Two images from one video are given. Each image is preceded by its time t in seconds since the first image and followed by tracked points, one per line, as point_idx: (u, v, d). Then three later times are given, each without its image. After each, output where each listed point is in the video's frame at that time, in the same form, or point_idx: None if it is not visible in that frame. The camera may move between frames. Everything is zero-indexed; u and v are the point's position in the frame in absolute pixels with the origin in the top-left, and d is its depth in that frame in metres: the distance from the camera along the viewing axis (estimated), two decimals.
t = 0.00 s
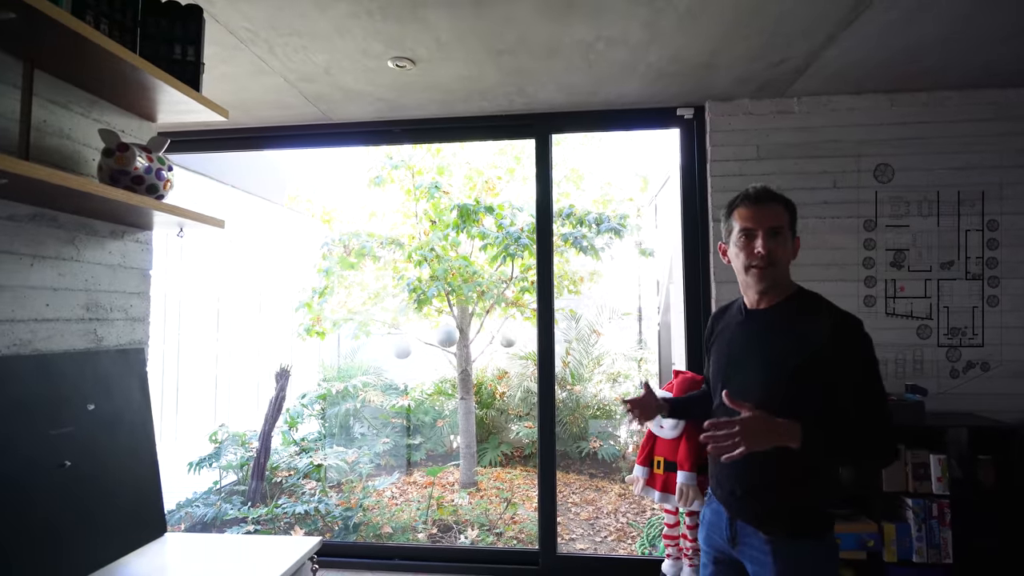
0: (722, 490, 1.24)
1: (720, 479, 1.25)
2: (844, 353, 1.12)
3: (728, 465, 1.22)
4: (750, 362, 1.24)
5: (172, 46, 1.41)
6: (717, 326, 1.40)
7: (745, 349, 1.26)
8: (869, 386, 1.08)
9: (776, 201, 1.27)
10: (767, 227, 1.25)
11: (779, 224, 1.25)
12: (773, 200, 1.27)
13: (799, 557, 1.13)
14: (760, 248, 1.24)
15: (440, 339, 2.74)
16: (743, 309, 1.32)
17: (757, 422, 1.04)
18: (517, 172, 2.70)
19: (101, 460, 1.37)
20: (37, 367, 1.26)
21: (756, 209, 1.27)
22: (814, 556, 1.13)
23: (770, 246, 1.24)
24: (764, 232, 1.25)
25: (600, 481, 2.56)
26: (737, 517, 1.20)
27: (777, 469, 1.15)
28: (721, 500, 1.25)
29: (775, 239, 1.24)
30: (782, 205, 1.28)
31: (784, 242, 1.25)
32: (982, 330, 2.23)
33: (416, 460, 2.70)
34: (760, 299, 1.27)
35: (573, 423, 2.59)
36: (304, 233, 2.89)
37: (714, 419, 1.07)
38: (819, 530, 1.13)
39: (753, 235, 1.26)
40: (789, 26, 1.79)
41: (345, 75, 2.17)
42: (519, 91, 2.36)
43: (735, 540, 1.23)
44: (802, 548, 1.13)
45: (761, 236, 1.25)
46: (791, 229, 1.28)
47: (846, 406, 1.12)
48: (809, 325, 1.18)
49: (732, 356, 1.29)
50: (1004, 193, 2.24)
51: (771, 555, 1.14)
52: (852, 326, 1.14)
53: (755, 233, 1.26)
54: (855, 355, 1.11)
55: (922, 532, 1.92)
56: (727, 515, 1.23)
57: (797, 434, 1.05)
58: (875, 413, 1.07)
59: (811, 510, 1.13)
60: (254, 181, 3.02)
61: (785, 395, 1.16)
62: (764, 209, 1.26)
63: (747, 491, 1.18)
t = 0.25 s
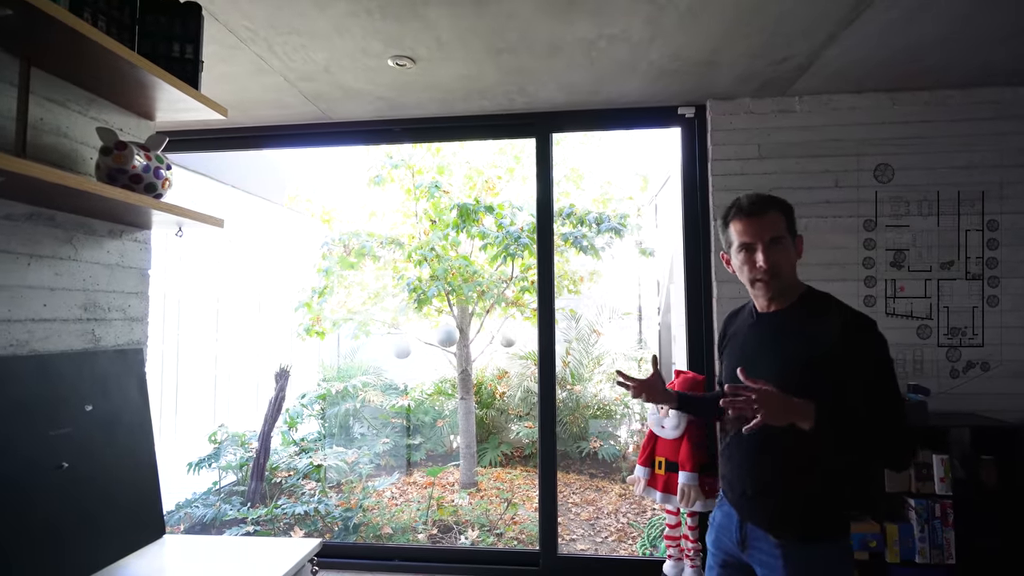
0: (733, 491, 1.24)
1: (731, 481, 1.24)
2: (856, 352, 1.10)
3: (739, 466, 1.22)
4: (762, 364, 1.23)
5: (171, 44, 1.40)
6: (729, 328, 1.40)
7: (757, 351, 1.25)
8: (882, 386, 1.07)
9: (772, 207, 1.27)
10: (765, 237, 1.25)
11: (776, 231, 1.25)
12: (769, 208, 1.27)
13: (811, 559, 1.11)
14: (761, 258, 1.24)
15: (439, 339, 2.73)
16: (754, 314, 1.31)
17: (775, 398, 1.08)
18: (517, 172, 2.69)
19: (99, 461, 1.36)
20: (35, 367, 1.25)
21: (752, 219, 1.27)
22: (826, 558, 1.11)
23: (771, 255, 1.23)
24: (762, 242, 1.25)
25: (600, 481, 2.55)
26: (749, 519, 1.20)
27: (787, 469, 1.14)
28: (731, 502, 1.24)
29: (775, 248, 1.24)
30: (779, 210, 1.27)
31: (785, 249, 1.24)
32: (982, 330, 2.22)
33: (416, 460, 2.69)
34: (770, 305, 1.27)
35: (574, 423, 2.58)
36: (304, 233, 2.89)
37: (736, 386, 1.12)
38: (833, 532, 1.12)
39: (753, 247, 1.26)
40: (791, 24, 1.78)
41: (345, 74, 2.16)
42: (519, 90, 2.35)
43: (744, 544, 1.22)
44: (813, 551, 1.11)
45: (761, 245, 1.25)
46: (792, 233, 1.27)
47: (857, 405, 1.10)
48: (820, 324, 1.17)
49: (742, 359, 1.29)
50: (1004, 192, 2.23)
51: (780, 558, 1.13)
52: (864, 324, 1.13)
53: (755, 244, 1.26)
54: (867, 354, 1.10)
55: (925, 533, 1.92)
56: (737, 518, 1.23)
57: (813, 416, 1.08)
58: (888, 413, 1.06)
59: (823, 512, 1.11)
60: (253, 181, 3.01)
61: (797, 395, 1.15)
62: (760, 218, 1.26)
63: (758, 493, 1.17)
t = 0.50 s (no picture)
0: (737, 492, 1.24)
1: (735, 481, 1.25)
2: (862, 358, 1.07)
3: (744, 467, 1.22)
4: (770, 365, 1.22)
5: (169, 42, 1.39)
6: (739, 328, 1.39)
7: (766, 352, 1.24)
8: (889, 393, 1.03)
9: (784, 204, 1.25)
10: (776, 234, 1.23)
11: (788, 228, 1.23)
12: (780, 205, 1.25)
13: (815, 564, 1.12)
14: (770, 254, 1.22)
15: (439, 339, 2.72)
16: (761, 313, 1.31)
17: (761, 432, 1.04)
18: (516, 172, 2.68)
19: (96, 463, 1.35)
20: (32, 367, 1.24)
21: (764, 215, 1.25)
22: (830, 564, 1.11)
23: (779, 253, 1.22)
24: (773, 238, 1.23)
25: (600, 481, 2.54)
26: (752, 521, 1.21)
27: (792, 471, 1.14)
28: (735, 503, 1.26)
29: (783, 245, 1.22)
30: (792, 207, 1.25)
31: (795, 248, 1.22)
32: (982, 330, 2.22)
33: (415, 461, 2.69)
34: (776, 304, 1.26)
35: (573, 424, 2.58)
36: (303, 233, 2.88)
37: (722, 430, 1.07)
38: (836, 540, 1.11)
39: (760, 242, 1.24)
40: (792, 23, 1.77)
41: (344, 72, 2.15)
42: (519, 90, 2.34)
43: (747, 546, 1.23)
44: (816, 557, 1.12)
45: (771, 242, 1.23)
46: (804, 231, 1.25)
47: (857, 409, 1.08)
48: (828, 325, 1.15)
49: (750, 359, 1.28)
50: (1005, 192, 2.22)
51: (782, 561, 1.14)
52: (874, 327, 1.10)
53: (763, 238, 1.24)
54: (873, 359, 1.06)
55: (925, 534, 1.91)
56: (740, 520, 1.24)
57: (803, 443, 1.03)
58: (894, 421, 1.01)
59: (826, 519, 1.11)
60: (252, 180, 3.00)
61: (803, 397, 1.14)
62: (772, 214, 1.24)
63: (762, 496, 1.18)
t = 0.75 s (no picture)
0: (739, 493, 1.24)
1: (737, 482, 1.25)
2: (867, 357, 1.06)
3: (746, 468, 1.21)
4: (775, 364, 1.22)
5: (166, 40, 1.38)
6: (745, 327, 1.38)
7: (772, 351, 1.24)
8: (893, 393, 1.02)
9: (793, 201, 1.24)
10: (785, 231, 1.23)
11: (797, 226, 1.23)
12: (789, 202, 1.25)
13: (816, 564, 1.11)
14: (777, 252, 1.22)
15: (437, 339, 2.71)
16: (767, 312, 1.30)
17: (766, 433, 1.04)
18: (516, 172, 2.67)
19: (93, 463, 1.34)
20: (29, 367, 1.24)
21: (773, 212, 1.25)
22: (832, 565, 1.11)
23: (786, 250, 1.22)
24: (780, 235, 1.23)
25: (599, 481, 2.54)
26: (753, 522, 1.20)
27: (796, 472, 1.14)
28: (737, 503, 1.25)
29: (790, 243, 1.22)
30: (802, 205, 1.25)
31: (803, 247, 1.22)
32: (982, 330, 2.22)
33: (414, 461, 2.68)
34: (782, 302, 1.26)
35: (572, 424, 2.57)
36: (301, 233, 2.86)
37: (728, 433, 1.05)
38: (838, 541, 1.10)
39: (768, 239, 1.24)
40: (793, 23, 1.77)
41: (343, 71, 2.14)
42: (519, 89, 2.33)
43: (748, 547, 1.23)
44: (818, 558, 1.11)
45: (779, 238, 1.23)
46: (812, 230, 1.24)
47: (860, 409, 1.07)
48: (834, 325, 1.14)
49: (756, 359, 1.28)
50: (1004, 192, 2.22)
51: (784, 562, 1.13)
52: (880, 328, 1.09)
53: (770, 236, 1.24)
54: (878, 360, 1.05)
55: (926, 534, 1.91)
56: (742, 521, 1.24)
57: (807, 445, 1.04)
58: (898, 422, 1.00)
59: (827, 519, 1.10)
60: (250, 180, 2.98)
61: (807, 397, 1.14)
62: (781, 211, 1.24)
63: (763, 496, 1.17)
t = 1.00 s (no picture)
0: (739, 494, 1.24)
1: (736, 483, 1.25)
2: (872, 355, 1.06)
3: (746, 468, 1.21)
4: (777, 364, 1.22)
5: (163, 38, 1.37)
6: (746, 326, 1.38)
7: (772, 352, 1.24)
8: (894, 394, 1.02)
9: (797, 200, 1.24)
10: (786, 230, 1.23)
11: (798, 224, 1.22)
12: (793, 200, 1.24)
13: (816, 564, 1.11)
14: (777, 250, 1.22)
15: (436, 339, 2.71)
16: (769, 311, 1.30)
17: (763, 435, 1.04)
18: (514, 172, 2.67)
19: (89, 463, 1.34)
20: (24, 367, 1.23)
21: (775, 210, 1.24)
22: (832, 566, 1.10)
23: (788, 249, 1.21)
24: (782, 234, 1.22)
25: (598, 481, 2.54)
26: (753, 523, 1.20)
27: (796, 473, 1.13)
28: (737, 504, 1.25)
29: (792, 242, 1.22)
30: (806, 203, 1.24)
31: (805, 246, 1.22)
32: (982, 330, 2.22)
33: (413, 462, 2.67)
34: (784, 302, 1.26)
35: (571, 424, 2.56)
36: (299, 233, 2.85)
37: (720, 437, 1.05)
38: (839, 543, 1.10)
39: (769, 237, 1.24)
40: (792, 22, 1.77)
41: (341, 71, 2.14)
42: (518, 88, 2.33)
43: (747, 548, 1.22)
44: (818, 559, 1.11)
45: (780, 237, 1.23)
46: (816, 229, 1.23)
47: (860, 408, 1.07)
48: (837, 326, 1.14)
49: (757, 359, 1.27)
50: (1004, 192, 2.22)
51: (784, 563, 1.13)
52: (881, 328, 1.09)
53: (771, 235, 1.24)
54: (879, 360, 1.05)
55: (925, 534, 1.91)
56: (741, 522, 1.23)
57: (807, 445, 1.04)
58: (899, 423, 1.00)
59: (827, 520, 1.10)
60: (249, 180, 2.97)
61: (807, 398, 1.14)
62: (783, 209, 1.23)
63: (763, 498, 1.17)
